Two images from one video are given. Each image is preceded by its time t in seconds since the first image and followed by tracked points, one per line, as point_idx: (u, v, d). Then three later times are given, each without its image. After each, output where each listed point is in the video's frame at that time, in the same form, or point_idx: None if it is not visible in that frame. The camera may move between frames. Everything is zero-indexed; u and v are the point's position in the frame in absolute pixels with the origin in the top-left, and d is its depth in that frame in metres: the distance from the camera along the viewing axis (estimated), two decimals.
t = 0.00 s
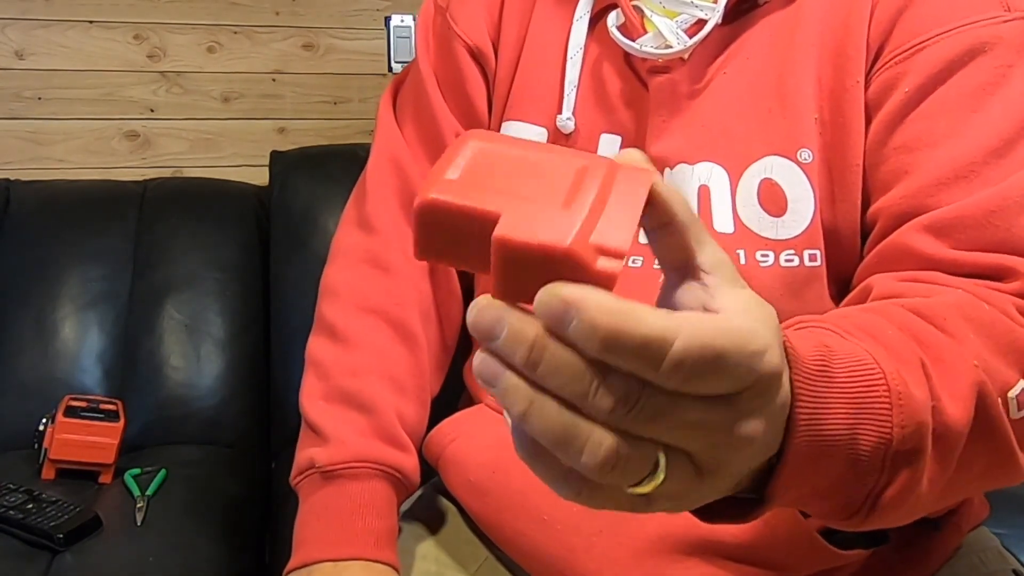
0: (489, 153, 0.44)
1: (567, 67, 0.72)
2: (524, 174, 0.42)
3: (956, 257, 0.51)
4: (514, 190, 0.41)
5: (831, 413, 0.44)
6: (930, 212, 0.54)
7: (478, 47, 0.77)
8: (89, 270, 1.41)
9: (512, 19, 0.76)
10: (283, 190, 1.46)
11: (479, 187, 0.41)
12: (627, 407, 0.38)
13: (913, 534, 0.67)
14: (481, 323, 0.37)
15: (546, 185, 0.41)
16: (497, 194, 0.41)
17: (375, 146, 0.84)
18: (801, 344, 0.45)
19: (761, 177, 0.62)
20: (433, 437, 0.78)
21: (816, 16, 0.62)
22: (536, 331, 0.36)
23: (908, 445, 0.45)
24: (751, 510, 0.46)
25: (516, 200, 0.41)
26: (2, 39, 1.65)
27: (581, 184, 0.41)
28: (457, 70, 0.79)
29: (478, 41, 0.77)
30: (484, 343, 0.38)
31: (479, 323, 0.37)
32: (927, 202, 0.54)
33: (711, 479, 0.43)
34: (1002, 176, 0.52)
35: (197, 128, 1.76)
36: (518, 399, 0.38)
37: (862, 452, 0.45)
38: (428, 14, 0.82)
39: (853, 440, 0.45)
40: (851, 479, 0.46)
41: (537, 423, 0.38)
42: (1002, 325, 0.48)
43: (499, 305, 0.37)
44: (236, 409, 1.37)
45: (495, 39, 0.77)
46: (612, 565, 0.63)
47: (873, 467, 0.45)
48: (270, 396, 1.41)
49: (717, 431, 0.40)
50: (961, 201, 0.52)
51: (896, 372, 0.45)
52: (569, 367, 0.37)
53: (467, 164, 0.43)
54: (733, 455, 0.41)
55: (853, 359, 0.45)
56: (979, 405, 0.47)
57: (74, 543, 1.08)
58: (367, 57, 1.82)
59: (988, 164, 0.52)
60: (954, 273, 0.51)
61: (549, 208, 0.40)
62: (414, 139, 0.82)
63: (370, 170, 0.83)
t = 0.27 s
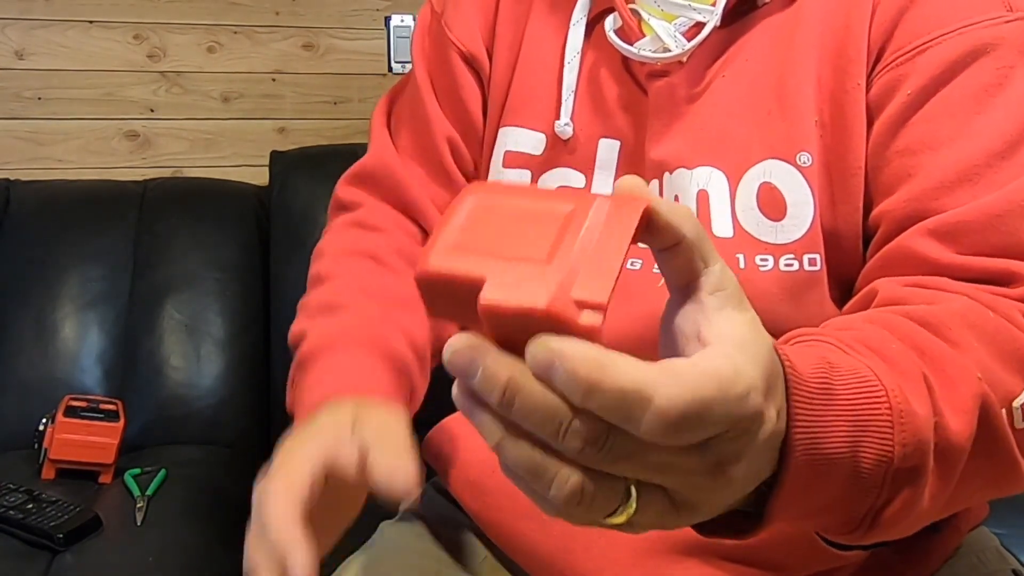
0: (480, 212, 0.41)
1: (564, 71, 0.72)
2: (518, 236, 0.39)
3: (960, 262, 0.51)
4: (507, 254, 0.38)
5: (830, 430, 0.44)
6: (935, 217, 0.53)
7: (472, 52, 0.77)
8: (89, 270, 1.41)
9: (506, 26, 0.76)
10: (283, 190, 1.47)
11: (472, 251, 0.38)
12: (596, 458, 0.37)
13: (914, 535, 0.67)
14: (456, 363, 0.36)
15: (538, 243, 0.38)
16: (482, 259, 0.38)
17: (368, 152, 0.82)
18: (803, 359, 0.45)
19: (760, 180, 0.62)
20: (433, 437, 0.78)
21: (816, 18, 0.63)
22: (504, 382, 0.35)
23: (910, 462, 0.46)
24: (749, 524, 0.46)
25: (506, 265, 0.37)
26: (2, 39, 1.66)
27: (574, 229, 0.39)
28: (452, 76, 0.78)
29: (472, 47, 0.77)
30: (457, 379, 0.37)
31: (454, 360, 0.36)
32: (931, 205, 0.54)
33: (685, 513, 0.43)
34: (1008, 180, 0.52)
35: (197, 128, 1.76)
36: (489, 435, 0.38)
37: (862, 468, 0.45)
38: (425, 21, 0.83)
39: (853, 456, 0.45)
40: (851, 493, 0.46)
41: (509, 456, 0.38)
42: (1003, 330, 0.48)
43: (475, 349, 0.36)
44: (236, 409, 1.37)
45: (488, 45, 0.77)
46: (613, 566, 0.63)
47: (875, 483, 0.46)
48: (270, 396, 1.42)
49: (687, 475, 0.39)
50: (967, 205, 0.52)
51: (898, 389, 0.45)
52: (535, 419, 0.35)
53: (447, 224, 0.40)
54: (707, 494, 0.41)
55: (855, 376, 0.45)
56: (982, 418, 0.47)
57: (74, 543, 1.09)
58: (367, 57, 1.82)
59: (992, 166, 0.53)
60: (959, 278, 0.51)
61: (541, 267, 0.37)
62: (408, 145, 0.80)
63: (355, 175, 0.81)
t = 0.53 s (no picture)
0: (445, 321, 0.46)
1: (567, 65, 0.71)
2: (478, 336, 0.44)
3: (962, 255, 0.51)
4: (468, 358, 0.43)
5: (810, 420, 0.44)
6: (935, 211, 0.53)
7: (482, 38, 0.76)
8: (89, 270, 1.40)
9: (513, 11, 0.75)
10: (283, 190, 1.47)
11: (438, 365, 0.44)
12: (581, 506, 0.40)
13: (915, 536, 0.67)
14: (435, 449, 0.41)
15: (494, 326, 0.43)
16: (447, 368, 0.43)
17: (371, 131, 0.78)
18: (781, 353, 0.45)
19: (766, 175, 0.61)
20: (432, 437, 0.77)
21: (817, 13, 0.62)
22: (477, 458, 0.40)
23: (895, 450, 0.45)
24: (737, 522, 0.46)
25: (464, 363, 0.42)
26: (2, 39, 1.65)
27: (515, 306, 0.43)
28: (461, 60, 0.77)
29: (482, 32, 0.76)
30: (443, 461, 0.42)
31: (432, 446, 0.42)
32: (933, 200, 0.54)
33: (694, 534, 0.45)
34: (1011, 174, 0.52)
35: (197, 128, 1.76)
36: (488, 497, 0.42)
37: (847, 459, 0.45)
38: (425, 7, 0.81)
39: (838, 447, 0.45)
40: (838, 486, 0.46)
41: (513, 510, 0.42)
42: (1002, 324, 0.48)
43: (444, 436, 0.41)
44: (236, 409, 1.37)
45: (497, 26, 0.76)
46: (614, 564, 0.63)
47: (860, 474, 0.46)
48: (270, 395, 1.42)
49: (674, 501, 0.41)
50: (968, 199, 0.52)
51: (880, 378, 0.45)
52: (509, 484, 0.40)
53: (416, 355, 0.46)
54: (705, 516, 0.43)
55: (837, 367, 0.45)
56: (971, 405, 0.47)
57: (74, 543, 1.08)
58: (366, 57, 1.82)
59: (996, 161, 0.52)
60: (962, 270, 0.51)
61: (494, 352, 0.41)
62: (415, 126, 0.77)
63: (354, 155, 0.77)
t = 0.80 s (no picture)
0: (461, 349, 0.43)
1: (572, 66, 0.71)
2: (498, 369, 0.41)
3: (966, 260, 0.51)
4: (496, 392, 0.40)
5: (796, 436, 0.43)
6: (938, 215, 0.53)
7: (488, 41, 0.76)
8: (89, 271, 1.40)
9: (517, 13, 0.75)
10: (283, 191, 1.47)
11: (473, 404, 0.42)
12: (590, 529, 0.38)
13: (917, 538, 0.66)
14: (464, 464, 0.40)
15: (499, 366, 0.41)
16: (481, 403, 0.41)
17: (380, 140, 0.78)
18: (762, 366, 0.44)
19: (769, 178, 0.61)
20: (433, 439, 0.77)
21: (822, 16, 0.62)
22: (499, 471, 0.39)
23: (879, 462, 0.45)
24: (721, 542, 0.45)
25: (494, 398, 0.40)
26: (2, 39, 1.65)
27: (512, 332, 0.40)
28: (467, 64, 0.76)
29: (488, 35, 0.76)
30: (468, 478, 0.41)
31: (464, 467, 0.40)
32: (936, 203, 0.54)
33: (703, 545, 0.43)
34: (1014, 177, 0.52)
35: (197, 128, 1.76)
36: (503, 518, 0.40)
37: (830, 472, 0.45)
38: (428, 10, 0.81)
39: (823, 461, 0.44)
40: (822, 498, 0.45)
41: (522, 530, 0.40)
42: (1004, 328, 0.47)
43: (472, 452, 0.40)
44: (236, 409, 1.37)
45: (502, 28, 0.76)
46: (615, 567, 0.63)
47: (843, 486, 0.45)
48: (270, 395, 1.42)
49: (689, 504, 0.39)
50: (972, 202, 0.52)
51: (861, 389, 0.45)
52: (529, 501, 0.38)
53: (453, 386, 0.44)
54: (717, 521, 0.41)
55: (818, 380, 0.45)
56: (959, 412, 0.46)
57: (74, 543, 1.08)
58: (366, 57, 1.82)
59: (999, 164, 0.52)
60: (963, 275, 0.51)
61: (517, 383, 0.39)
62: (423, 130, 0.77)
63: (364, 164, 0.77)
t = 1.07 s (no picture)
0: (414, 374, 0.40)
1: (575, 66, 0.72)
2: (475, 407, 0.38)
3: (968, 263, 0.51)
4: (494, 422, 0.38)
5: (826, 463, 0.44)
6: (939, 215, 0.53)
7: (490, 39, 0.76)
8: (89, 270, 1.40)
9: (520, 12, 0.75)
10: (283, 191, 1.47)
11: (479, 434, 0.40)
12: (618, 483, 0.38)
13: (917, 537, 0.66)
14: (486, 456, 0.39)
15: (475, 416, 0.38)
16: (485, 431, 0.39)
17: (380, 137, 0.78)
18: (793, 392, 0.45)
19: (771, 178, 0.61)
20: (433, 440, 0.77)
21: (823, 16, 0.62)
22: (526, 448, 0.38)
23: (913, 488, 0.45)
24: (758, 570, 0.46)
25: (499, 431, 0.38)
26: (2, 39, 1.65)
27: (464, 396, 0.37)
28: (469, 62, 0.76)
29: (490, 33, 0.76)
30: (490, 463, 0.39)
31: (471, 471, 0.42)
32: (937, 203, 0.54)
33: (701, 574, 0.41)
34: (1016, 178, 0.52)
35: (197, 128, 1.76)
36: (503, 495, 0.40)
37: (864, 500, 0.45)
38: (428, 9, 0.81)
39: (856, 488, 0.45)
40: (857, 526, 0.46)
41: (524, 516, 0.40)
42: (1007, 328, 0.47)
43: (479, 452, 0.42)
44: (236, 410, 1.37)
45: (505, 27, 0.76)
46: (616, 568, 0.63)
47: (878, 513, 0.45)
48: (270, 395, 1.42)
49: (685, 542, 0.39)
50: (973, 202, 0.52)
51: (894, 414, 0.45)
52: (561, 464, 0.38)
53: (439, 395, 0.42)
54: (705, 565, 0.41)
55: (848, 405, 0.45)
56: (988, 431, 0.46)
57: (74, 543, 1.08)
58: (366, 57, 1.82)
59: (1002, 165, 0.52)
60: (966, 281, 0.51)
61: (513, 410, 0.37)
62: (422, 127, 0.77)
63: (363, 160, 0.77)
